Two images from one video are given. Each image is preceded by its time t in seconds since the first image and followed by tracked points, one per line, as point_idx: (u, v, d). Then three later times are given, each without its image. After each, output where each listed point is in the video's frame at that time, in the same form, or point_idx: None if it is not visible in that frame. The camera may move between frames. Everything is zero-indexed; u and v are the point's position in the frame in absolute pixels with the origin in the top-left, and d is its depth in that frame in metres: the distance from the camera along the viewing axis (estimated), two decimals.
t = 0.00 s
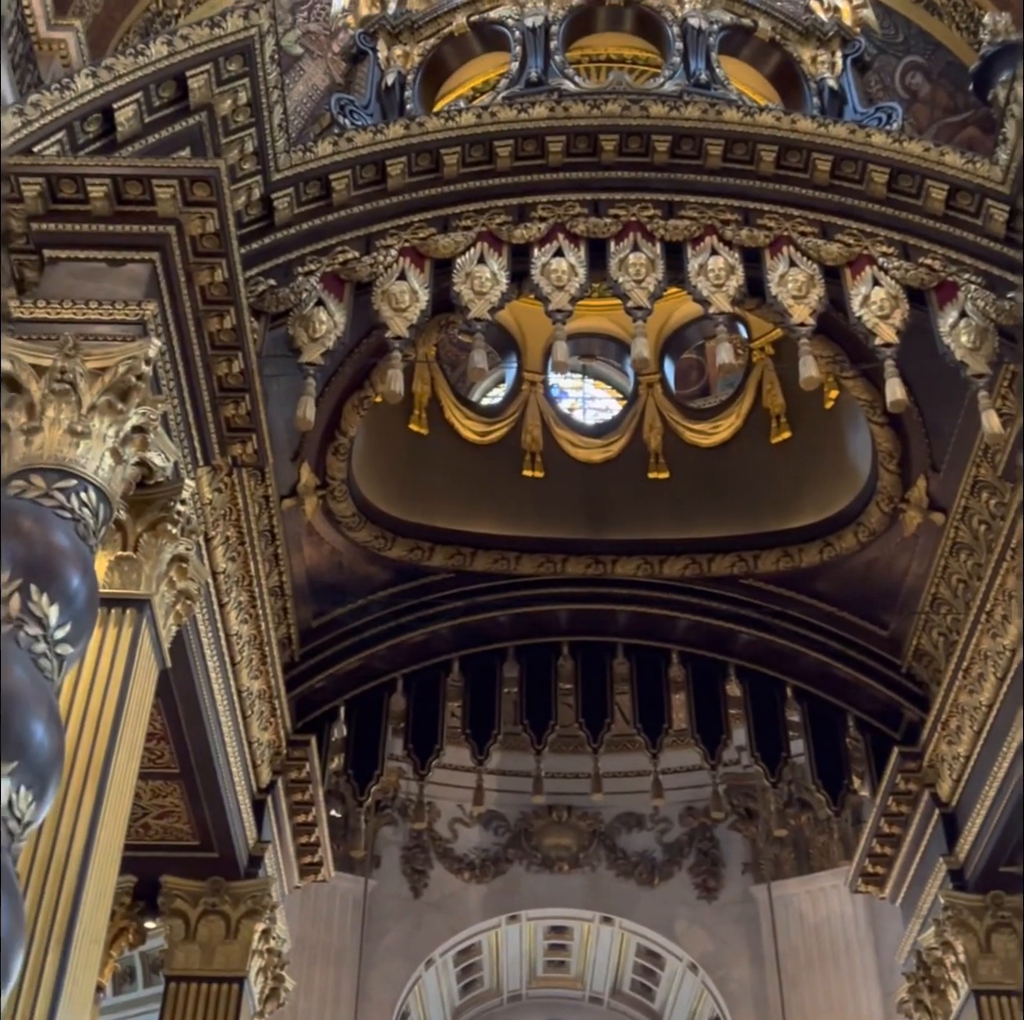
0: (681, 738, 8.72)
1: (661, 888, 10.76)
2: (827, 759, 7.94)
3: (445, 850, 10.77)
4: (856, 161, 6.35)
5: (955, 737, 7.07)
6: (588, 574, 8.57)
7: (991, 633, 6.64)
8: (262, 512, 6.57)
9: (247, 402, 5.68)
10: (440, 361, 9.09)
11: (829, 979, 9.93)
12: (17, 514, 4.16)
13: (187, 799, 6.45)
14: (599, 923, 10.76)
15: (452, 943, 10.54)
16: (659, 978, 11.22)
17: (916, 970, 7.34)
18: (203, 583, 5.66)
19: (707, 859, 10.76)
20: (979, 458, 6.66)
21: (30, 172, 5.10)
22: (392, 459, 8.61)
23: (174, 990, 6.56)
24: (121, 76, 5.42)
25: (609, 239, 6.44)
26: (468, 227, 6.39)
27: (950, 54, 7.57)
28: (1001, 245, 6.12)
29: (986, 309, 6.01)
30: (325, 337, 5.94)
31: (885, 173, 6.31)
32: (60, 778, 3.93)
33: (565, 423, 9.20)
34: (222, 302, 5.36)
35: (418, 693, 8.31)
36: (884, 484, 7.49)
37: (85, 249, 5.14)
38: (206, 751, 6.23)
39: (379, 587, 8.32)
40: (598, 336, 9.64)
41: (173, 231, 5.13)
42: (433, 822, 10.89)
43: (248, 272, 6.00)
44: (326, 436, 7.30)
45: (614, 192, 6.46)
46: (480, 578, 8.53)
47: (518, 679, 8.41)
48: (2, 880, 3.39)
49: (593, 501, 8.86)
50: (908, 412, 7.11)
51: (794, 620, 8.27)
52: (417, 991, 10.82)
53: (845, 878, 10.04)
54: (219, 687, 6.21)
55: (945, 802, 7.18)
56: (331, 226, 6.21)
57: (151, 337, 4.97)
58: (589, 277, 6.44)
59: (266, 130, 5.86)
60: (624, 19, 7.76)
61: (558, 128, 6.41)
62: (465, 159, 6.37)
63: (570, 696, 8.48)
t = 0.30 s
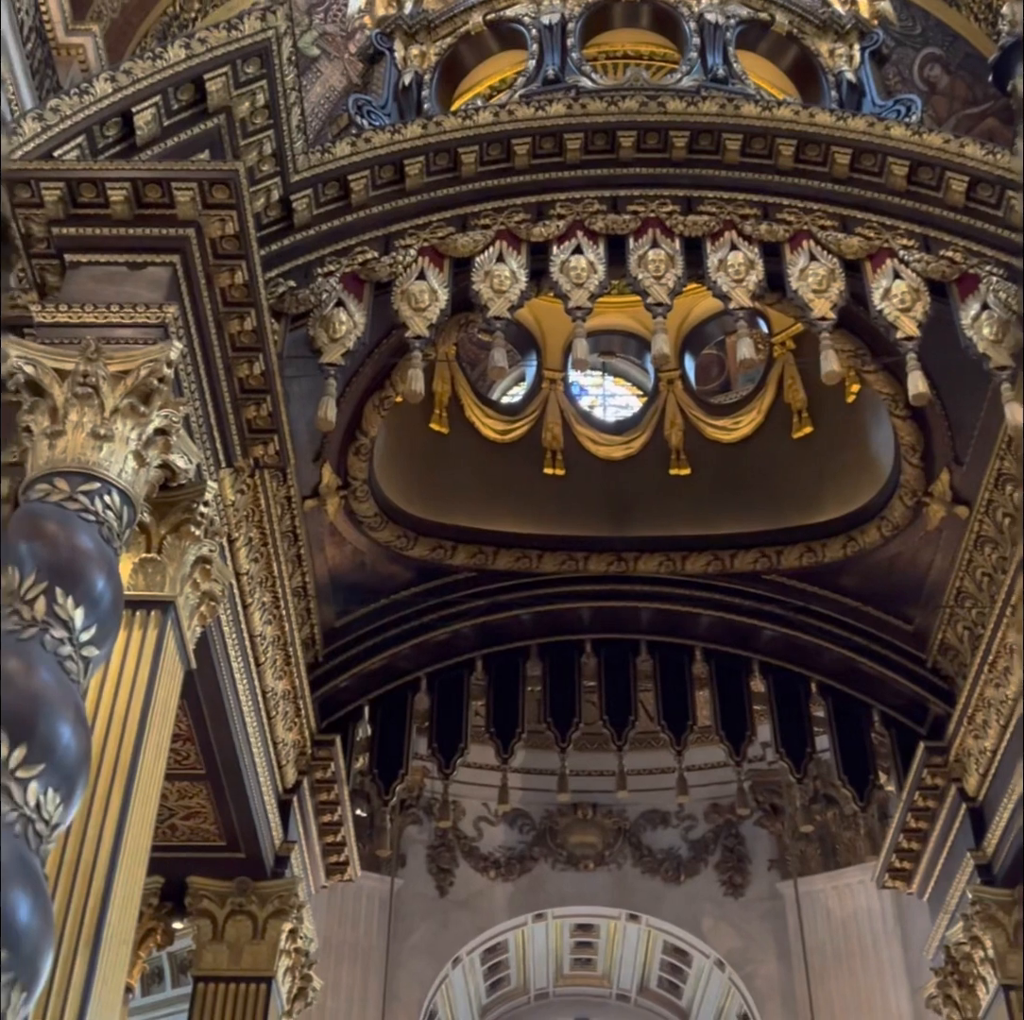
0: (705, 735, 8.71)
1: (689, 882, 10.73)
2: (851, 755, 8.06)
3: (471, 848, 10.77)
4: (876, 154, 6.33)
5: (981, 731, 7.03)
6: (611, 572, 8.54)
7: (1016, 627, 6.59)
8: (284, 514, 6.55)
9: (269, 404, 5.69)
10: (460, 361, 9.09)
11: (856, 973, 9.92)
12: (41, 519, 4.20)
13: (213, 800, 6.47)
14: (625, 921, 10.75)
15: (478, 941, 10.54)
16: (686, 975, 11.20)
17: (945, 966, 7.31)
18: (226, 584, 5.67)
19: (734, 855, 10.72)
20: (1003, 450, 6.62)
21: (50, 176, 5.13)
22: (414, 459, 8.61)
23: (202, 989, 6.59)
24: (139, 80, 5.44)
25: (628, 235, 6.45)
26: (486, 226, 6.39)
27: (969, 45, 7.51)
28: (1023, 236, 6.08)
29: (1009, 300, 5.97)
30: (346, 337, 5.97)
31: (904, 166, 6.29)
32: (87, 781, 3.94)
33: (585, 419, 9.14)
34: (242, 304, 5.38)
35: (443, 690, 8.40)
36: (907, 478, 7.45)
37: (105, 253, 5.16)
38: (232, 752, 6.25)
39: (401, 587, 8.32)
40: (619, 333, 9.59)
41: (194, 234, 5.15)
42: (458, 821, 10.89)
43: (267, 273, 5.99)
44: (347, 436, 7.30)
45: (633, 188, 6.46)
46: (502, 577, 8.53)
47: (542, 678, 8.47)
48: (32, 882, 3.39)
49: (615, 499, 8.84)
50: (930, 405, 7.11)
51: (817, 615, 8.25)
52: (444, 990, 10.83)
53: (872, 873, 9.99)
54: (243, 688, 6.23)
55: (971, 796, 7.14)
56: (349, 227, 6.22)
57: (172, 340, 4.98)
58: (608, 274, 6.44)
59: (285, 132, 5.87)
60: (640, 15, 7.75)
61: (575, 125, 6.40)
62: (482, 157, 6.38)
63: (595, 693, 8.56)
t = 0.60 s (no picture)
0: (726, 727, 8.70)
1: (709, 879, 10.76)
2: (874, 746, 7.93)
3: (491, 842, 10.77)
4: (893, 142, 6.29)
5: (1003, 721, 7.00)
6: (630, 564, 8.55)
7: None
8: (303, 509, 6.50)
9: (287, 399, 5.70)
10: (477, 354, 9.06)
11: (880, 965, 9.87)
12: (62, 516, 4.23)
13: (234, 794, 6.50)
14: (647, 913, 10.76)
15: (500, 935, 10.55)
16: (708, 967, 11.19)
17: (968, 957, 7.29)
18: (246, 579, 5.68)
19: (755, 848, 10.71)
20: None
21: (67, 174, 5.14)
22: (432, 453, 8.59)
23: (226, 982, 6.61)
24: (155, 76, 5.44)
25: (645, 226, 6.45)
26: (503, 219, 6.40)
27: (986, 33, 7.47)
28: None
29: None
30: (363, 331, 5.98)
31: (923, 154, 6.25)
32: (110, 776, 3.97)
33: (602, 412, 9.13)
34: (260, 299, 5.38)
35: (461, 683, 8.36)
36: (928, 468, 7.41)
37: (122, 250, 5.17)
38: (253, 746, 6.27)
39: (420, 581, 8.32)
40: (636, 325, 9.56)
41: (211, 230, 5.16)
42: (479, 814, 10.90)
43: (284, 268, 5.99)
44: (365, 431, 7.29)
45: (648, 180, 6.44)
46: (521, 570, 8.53)
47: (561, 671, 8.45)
48: (56, 877, 3.42)
49: (634, 491, 8.82)
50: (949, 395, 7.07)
51: (837, 607, 8.24)
52: (467, 983, 10.84)
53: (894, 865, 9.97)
54: (264, 683, 6.25)
55: (994, 787, 7.12)
56: (366, 222, 6.21)
57: (191, 335, 4.98)
58: (625, 266, 6.43)
59: (301, 126, 5.86)
60: (656, 6, 7.74)
61: (591, 117, 6.38)
62: (498, 150, 6.36)
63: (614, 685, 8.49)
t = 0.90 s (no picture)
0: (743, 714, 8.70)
1: (728, 865, 10.75)
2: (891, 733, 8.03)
3: (510, 830, 10.78)
4: (910, 126, 6.26)
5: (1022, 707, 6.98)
6: (646, 552, 8.54)
7: None
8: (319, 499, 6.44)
9: (303, 388, 5.69)
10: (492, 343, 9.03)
11: (897, 952, 9.85)
12: (80, 506, 4.25)
13: (253, 783, 6.52)
14: (666, 901, 10.76)
15: (518, 923, 10.56)
16: (727, 954, 11.19)
17: (988, 943, 7.27)
18: (264, 568, 5.69)
19: (774, 835, 10.70)
20: None
21: (82, 165, 5.14)
22: (449, 441, 8.58)
23: (246, 970, 6.65)
24: (169, 66, 5.45)
25: (660, 213, 6.42)
26: (518, 206, 6.38)
27: (1003, 15, 7.24)
28: None
29: None
30: (379, 320, 5.99)
31: (939, 138, 6.20)
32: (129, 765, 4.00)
33: (618, 400, 9.08)
34: (275, 288, 5.38)
35: (479, 671, 8.38)
36: (946, 454, 7.40)
37: (138, 240, 5.18)
38: (271, 735, 6.29)
39: (437, 570, 8.33)
40: (652, 313, 9.50)
41: (226, 219, 5.16)
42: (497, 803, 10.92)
43: (300, 258, 5.99)
44: (381, 421, 7.25)
45: (664, 166, 6.42)
46: (537, 558, 8.53)
47: (579, 660, 8.48)
48: (76, 865, 3.44)
49: (650, 479, 8.80)
50: (969, 380, 6.99)
51: (854, 594, 8.22)
52: (487, 971, 10.86)
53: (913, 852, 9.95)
54: (282, 672, 6.26)
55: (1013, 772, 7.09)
56: (380, 211, 6.20)
57: (206, 325, 4.99)
58: (642, 253, 6.41)
59: (315, 115, 5.86)
60: None
61: (606, 103, 6.35)
62: (513, 137, 6.34)
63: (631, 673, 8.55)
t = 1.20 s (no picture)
0: (759, 697, 8.69)
1: (744, 848, 10.75)
2: (909, 714, 7.97)
3: (526, 814, 10.80)
4: (926, 105, 6.22)
5: None
6: (661, 536, 8.53)
7: None
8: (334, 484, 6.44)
9: (317, 373, 5.68)
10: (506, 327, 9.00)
11: (914, 937, 9.84)
12: (96, 490, 4.25)
13: (270, 766, 6.54)
14: (682, 884, 10.77)
15: (535, 906, 10.59)
16: (744, 937, 11.21)
17: (1005, 924, 7.18)
18: (280, 552, 5.70)
19: (790, 818, 10.70)
20: None
21: (95, 149, 5.13)
22: (463, 425, 8.57)
23: (264, 953, 6.68)
24: (182, 50, 5.44)
25: (675, 194, 6.38)
26: (531, 189, 6.36)
27: None
28: None
29: None
30: (392, 304, 5.98)
31: (955, 117, 6.17)
32: (147, 748, 4.01)
33: (634, 383, 9.10)
34: (290, 272, 5.37)
35: (495, 655, 8.36)
36: (962, 436, 7.38)
37: (152, 225, 5.17)
38: (288, 718, 6.31)
39: (452, 554, 8.33)
40: (666, 295, 9.45)
41: (239, 203, 5.16)
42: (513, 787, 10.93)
43: (313, 242, 5.99)
44: (396, 405, 7.26)
45: (679, 147, 6.39)
46: (552, 542, 8.53)
47: (595, 642, 8.49)
48: (94, 848, 3.45)
49: (666, 463, 8.77)
50: (986, 363, 6.95)
51: (869, 576, 8.22)
52: (504, 954, 10.88)
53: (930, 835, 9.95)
54: (298, 656, 6.27)
55: None
56: (393, 194, 6.19)
57: (221, 310, 4.98)
58: (656, 235, 6.38)
59: (328, 99, 5.85)
60: None
61: (620, 85, 6.33)
62: (527, 119, 6.32)
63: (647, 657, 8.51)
